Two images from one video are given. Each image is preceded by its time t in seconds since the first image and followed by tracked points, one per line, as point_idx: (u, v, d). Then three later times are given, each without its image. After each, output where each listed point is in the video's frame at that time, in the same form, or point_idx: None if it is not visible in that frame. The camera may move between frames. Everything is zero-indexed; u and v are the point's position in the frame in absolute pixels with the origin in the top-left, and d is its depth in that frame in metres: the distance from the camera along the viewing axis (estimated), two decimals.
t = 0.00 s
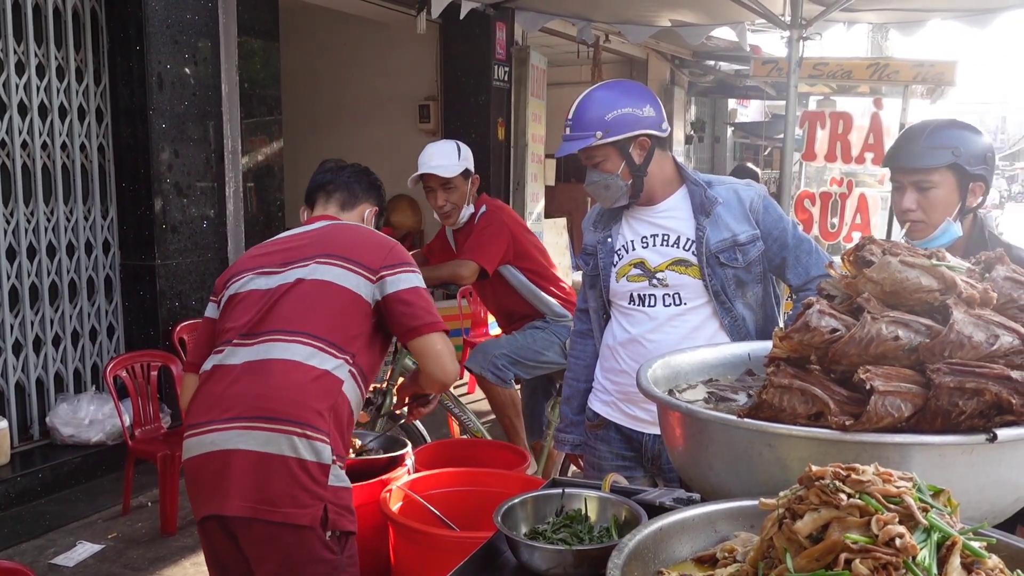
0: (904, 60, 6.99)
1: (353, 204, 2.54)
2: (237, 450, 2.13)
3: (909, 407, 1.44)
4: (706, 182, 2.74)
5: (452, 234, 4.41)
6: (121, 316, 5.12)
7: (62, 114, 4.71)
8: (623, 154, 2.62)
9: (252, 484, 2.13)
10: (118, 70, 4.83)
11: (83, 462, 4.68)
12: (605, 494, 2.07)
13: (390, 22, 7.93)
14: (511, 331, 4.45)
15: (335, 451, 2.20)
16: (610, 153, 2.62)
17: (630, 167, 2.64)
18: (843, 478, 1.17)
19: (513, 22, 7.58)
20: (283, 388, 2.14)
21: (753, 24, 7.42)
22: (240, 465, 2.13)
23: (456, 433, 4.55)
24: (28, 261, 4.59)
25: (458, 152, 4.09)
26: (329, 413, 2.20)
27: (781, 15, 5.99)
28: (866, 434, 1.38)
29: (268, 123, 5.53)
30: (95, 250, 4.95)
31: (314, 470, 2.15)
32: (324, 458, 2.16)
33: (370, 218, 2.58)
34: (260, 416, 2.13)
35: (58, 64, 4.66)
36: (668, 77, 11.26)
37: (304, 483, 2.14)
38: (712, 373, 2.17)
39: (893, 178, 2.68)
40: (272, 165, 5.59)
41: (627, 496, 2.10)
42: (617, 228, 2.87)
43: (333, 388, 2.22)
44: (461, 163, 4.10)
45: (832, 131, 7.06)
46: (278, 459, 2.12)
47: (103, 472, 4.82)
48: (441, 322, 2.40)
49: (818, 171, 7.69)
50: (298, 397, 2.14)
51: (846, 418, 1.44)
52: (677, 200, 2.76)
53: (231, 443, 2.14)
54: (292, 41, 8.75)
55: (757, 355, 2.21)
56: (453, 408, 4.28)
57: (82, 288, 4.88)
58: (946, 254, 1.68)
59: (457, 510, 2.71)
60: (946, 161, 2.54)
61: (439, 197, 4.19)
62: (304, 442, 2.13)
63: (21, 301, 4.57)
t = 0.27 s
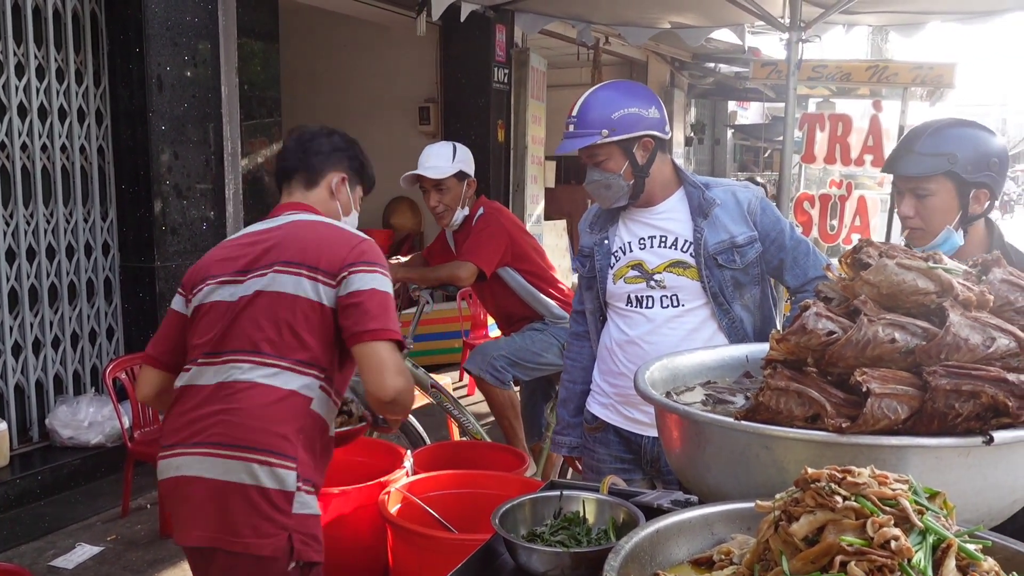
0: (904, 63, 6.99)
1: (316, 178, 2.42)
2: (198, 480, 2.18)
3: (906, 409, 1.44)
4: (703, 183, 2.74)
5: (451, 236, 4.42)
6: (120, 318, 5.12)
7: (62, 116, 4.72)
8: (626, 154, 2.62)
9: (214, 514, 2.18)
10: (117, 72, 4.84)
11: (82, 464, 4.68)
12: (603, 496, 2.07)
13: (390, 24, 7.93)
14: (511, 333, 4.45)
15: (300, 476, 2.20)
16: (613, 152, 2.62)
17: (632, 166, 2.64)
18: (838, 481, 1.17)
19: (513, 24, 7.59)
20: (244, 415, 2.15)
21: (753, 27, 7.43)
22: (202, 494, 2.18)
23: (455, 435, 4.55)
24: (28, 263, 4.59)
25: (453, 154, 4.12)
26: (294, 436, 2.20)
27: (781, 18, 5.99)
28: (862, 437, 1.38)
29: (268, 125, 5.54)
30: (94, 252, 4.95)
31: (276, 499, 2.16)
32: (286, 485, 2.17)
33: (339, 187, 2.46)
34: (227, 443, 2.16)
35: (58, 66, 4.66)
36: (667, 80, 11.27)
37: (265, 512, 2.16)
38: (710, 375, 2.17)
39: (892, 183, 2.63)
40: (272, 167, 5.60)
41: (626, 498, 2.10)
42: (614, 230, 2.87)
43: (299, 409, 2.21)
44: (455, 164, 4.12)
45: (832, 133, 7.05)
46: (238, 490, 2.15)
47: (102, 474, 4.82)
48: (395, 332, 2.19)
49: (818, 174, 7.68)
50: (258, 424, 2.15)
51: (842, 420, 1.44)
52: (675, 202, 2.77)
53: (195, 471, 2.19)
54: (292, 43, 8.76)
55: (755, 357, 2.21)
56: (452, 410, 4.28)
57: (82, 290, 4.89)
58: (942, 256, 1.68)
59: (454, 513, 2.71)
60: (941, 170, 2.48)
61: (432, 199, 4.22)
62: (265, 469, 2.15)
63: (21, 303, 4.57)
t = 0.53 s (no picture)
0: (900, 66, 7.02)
1: (228, 154, 1.94)
2: (111, 521, 1.94)
3: (898, 412, 1.45)
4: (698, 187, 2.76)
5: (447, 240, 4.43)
6: (117, 322, 5.13)
7: (59, 120, 4.72)
8: (637, 150, 2.64)
9: (129, 556, 1.91)
10: (115, 76, 4.85)
11: (79, 468, 4.68)
12: (599, 499, 2.07)
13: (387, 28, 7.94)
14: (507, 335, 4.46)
15: (219, 514, 1.87)
16: (624, 147, 2.63)
17: (641, 163, 2.66)
18: (830, 483, 1.18)
19: (510, 27, 7.60)
20: (150, 458, 1.87)
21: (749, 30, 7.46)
22: (117, 536, 1.93)
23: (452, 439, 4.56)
24: (25, 267, 4.59)
25: (445, 158, 4.14)
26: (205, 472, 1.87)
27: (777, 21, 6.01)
28: (853, 439, 1.39)
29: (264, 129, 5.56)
30: (92, 256, 4.96)
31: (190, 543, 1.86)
32: (201, 526, 1.86)
33: (264, 159, 1.95)
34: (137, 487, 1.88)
35: (55, 70, 4.66)
36: (664, 83, 11.29)
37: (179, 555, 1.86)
38: (705, 378, 2.18)
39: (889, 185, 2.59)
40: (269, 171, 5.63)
41: (621, 501, 2.11)
42: (609, 233, 2.87)
43: (210, 443, 1.87)
44: (448, 168, 4.14)
45: (828, 136, 7.07)
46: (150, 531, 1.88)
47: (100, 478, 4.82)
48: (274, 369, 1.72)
49: (815, 177, 7.70)
50: (163, 464, 1.86)
51: (835, 423, 1.45)
52: (672, 206, 2.79)
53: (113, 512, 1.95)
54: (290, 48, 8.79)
55: (750, 359, 2.23)
56: (448, 413, 4.29)
57: (79, 294, 4.89)
58: (934, 259, 1.69)
59: (451, 517, 2.71)
60: (935, 173, 2.44)
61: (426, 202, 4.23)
62: (172, 512, 1.86)
63: (18, 307, 4.56)
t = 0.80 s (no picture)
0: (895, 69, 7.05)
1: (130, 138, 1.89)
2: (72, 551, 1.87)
3: (890, 413, 1.46)
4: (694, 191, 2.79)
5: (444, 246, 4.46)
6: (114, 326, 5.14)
7: (56, 125, 4.72)
8: (653, 147, 2.68)
9: None
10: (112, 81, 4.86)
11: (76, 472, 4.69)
12: (595, 501, 2.09)
13: (385, 32, 7.95)
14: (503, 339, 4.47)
15: (159, 548, 1.76)
16: (643, 142, 2.65)
17: (652, 162, 2.70)
18: (822, 483, 1.19)
19: (507, 31, 7.62)
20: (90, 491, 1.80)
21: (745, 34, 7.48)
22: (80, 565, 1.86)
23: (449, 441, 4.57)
24: (22, 272, 4.59)
25: (439, 163, 4.17)
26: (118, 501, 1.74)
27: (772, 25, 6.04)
28: (846, 440, 1.40)
29: (262, 133, 5.58)
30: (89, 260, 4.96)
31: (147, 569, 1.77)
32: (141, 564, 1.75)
33: (161, 141, 1.88)
34: (79, 513, 1.83)
35: (52, 75, 4.66)
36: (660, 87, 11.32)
37: None
38: (701, 380, 2.19)
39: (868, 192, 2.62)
40: (266, 174, 5.65)
41: (617, 503, 2.12)
42: (602, 236, 2.88)
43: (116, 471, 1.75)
44: (441, 174, 4.18)
45: (823, 140, 7.08)
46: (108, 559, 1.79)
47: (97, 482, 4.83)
48: (54, 394, 1.50)
49: (810, 179, 7.74)
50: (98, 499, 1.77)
51: (828, 424, 1.47)
52: (668, 209, 2.81)
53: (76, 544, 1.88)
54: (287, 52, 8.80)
55: (745, 361, 2.25)
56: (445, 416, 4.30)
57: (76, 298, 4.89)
58: (926, 261, 1.71)
59: (448, 520, 2.72)
60: (911, 178, 2.48)
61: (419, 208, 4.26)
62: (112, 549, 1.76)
63: (15, 312, 4.56)
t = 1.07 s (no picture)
0: (891, 72, 7.09)
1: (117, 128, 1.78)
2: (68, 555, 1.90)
3: (885, 409, 1.49)
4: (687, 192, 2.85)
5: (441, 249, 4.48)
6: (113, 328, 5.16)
7: (56, 128, 4.74)
8: (657, 146, 2.73)
9: None
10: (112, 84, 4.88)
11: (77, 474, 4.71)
12: (593, 497, 2.10)
13: (382, 35, 7.98)
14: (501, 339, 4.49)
15: (109, 558, 1.74)
16: (649, 141, 2.69)
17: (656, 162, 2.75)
18: (818, 476, 1.22)
19: (504, 34, 7.66)
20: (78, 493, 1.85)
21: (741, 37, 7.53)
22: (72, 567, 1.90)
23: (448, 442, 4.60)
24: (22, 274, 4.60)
25: (435, 168, 4.26)
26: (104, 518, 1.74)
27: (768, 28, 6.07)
28: (842, 436, 1.43)
29: (260, 136, 5.60)
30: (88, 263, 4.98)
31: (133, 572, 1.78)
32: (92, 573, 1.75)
33: (141, 136, 1.75)
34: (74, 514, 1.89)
35: (52, 78, 4.68)
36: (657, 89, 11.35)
37: None
38: (699, 379, 2.22)
39: (802, 197, 2.60)
40: (265, 177, 5.68)
41: (616, 501, 2.14)
42: (598, 236, 2.87)
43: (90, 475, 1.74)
44: (437, 178, 4.25)
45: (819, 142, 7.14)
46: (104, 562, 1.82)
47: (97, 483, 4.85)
48: None
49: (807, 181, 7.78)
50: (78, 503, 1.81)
51: (824, 421, 1.49)
52: (662, 209, 2.85)
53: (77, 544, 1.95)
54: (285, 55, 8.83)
55: (741, 360, 2.28)
56: (444, 416, 4.31)
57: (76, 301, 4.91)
58: (919, 261, 1.74)
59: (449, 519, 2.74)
60: (844, 178, 2.46)
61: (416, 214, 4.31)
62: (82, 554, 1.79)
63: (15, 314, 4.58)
